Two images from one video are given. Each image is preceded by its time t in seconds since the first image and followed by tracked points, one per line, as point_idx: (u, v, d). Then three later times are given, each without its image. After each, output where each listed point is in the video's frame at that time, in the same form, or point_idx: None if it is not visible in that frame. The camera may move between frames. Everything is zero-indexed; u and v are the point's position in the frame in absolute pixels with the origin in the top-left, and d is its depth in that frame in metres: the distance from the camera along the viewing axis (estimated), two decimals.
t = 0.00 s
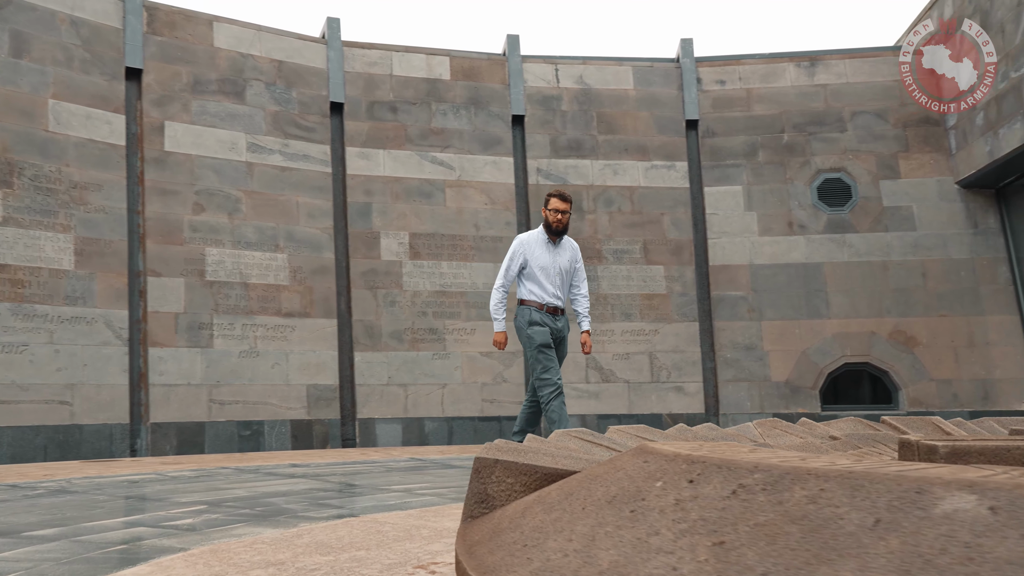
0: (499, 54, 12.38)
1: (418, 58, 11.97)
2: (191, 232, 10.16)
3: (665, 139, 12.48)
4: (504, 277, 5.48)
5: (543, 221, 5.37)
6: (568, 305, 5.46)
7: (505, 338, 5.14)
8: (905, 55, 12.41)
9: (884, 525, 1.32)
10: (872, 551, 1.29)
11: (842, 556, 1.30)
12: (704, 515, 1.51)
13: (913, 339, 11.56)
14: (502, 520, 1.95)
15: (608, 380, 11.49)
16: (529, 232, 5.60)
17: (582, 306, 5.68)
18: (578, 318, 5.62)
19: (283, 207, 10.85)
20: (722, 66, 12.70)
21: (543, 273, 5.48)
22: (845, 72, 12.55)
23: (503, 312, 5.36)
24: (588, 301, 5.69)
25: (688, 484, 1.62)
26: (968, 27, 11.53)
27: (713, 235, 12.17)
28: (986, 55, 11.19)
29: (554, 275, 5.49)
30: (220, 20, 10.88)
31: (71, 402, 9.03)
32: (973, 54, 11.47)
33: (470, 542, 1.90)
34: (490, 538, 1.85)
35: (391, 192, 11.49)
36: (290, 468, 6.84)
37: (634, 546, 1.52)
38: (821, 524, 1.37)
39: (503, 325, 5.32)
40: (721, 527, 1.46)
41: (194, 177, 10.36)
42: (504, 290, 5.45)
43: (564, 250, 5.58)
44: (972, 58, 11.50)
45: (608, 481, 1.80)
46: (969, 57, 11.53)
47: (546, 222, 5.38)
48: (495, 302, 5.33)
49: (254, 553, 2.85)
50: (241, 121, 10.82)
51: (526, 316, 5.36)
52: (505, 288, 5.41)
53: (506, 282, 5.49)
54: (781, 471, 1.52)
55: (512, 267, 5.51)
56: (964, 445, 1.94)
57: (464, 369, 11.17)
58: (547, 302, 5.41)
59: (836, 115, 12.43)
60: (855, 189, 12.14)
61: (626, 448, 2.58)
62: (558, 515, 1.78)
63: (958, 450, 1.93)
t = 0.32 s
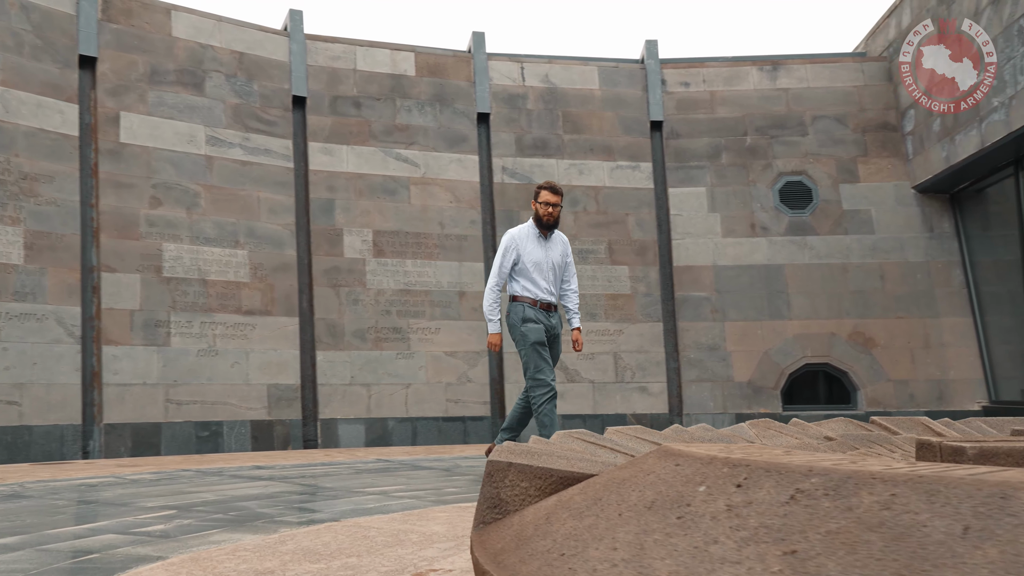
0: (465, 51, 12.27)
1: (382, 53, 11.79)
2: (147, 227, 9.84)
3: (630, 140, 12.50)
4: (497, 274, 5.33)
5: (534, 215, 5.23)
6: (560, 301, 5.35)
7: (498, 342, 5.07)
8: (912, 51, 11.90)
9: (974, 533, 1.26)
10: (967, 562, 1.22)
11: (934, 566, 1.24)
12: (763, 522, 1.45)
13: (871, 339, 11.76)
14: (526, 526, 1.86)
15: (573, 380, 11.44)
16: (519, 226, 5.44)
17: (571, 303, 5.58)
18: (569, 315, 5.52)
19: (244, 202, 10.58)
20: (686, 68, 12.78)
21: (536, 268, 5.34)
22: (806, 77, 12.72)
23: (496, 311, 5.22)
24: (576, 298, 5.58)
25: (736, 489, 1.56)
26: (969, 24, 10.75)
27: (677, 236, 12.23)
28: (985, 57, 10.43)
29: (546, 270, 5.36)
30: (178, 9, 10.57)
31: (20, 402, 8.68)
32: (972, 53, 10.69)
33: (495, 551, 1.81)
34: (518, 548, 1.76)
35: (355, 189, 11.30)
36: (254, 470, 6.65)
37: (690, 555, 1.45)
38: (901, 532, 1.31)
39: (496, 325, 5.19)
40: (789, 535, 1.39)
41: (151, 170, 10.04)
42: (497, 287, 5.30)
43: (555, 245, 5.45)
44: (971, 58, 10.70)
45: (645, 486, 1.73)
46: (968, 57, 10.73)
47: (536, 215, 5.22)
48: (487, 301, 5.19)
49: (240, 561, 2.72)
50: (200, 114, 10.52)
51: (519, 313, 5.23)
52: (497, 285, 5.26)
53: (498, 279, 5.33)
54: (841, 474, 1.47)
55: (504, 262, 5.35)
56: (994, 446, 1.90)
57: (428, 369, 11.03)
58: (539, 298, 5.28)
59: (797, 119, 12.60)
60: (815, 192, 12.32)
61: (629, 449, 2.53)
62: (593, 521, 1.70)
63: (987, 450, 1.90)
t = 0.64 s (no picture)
0: (430, 48, 12.13)
1: (346, 48, 11.60)
2: (101, 221, 9.51)
3: (594, 141, 12.50)
4: (491, 266, 5.08)
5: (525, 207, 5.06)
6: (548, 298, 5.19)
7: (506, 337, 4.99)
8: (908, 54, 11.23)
9: None
10: None
11: None
12: (828, 531, 1.36)
13: (830, 341, 11.94)
14: (551, 535, 1.77)
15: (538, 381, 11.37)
16: (511, 217, 5.24)
17: (556, 298, 5.43)
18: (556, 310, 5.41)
19: (203, 197, 10.29)
20: (651, 70, 12.83)
21: (527, 262, 5.16)
22: (768, 81, 12.88)
23: (495, 306, 5.02)
24: (563, 292, 5.43)
25: (789, 497, 1.48)
26: (966, 23, 10.14)
27: (641, 237, 12.26)
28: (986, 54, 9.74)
29: (537, 264, 5.18)
30: None
31: None
32: (970, 52, 10.04)
33: (522, 563, 1.72)
34: (550, 559, 1.66)
35: (317, 185, 11.09)
36: (217, 473, 6.46)
37: (752, 568, 1.36)
38: (989, 542, 1.21)
39: (500, 319, 5.01)
40: (863, 545, 1.30)
41: (105, 163, 9.71)
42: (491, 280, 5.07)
43: (546, 238, 5.28)
44: (971, 57, 10.01)
45: (682, 494, 1.65)
46: (967, 55, 10.05)
47: (528, 207, 5.10)
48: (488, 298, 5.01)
49: (224, 572, 2.59)
50: (157, 105, 10.21)
51: (509, 310, 5.04)
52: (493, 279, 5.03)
53: (492, 272, 5.10)
54: (905, 482, 1.39)
55: (499, 255, 5.10)
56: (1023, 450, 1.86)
57: (391, 369, 10.87)
58: (530, 294, 5.11)
59: (759, 123, 12.75)
60: (776, 195, 12.47)
61: (634, 454, 2.47)
62: (630, 530, 1.61)
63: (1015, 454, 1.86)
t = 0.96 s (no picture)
0: (387, 44, 11.96)
1: (301, 41, 11.35)
2: (44, 215, 9.12)
3: (553, 141, 12.47)
4: (480, 258, 4.89)
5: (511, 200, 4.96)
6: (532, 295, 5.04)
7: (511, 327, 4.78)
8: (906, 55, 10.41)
9: None
10: None
11: None
12: (896, 543, 1.28)
13: (783, 342, 12.13)
14: (577, 547, 1.70)
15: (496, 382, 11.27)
16: (497, 211, 5.08)
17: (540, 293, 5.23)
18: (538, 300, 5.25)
19: (152, 191, 9.95)
20: (609, 71, 12.87)
21: (513, 258, 5.00)
22: (724, 85, 13.03)
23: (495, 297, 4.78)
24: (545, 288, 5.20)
25: (840, 506, 1.40)
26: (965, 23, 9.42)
27: (599, 238, 12.28)
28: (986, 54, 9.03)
29: (523, 260, 5.03)
30: None
31: None
32: (969, 51, 9.32)
33: None
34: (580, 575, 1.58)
35: (271, 181, 10.82)
36: (171, 477, 6.22)
37: None
38: None
39: (501, 310, 4.78)
40: (938, 559, 1.22)
41: (49, 154, 9.32)
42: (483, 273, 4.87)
43: (532, 234, 5.14)
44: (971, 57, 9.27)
45: (719, 503, 1.58)
46: (966, 55, 9.33)
47: (514, 201, 5.01)
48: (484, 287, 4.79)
49: None
50: (103, 95, 9.83)
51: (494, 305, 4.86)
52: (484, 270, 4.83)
53: (482, 264, 4.89)
54: (965, 489, 1.30)
55: (487, 248, 4.92)
56: None
57: (347, 369, 10.66)
58: (513, 290, 4.96)
59: (715, 126, 12.88)
60: (732, 198, 12.62)
61: (635, 459, 2.41)
62: (668, 542, 1.54)
63: None
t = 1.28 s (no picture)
0: (340, 38, 11.73)
1: (251, 32, 11.05)
2: None
3: (507, 140, 12.40)
4: (464, 254, 4.76)
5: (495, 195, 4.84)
6: (515, 294, 4.97)
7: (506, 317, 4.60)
8: (904, 54, 9.70)
9: None
10: None
11: None
12: (964, 552, 1.22)
13: (732, 344, 12.30)
14: (601, 555, 1.65)
15: (448, 382, 11.13)
16: (481, 206, 4.97)
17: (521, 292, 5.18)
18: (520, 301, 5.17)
19: (92, 183, 9.55)
20: (563, 72, 12.87)
21: (495, 255, 4.92)
22: (676, 89, 13.14)
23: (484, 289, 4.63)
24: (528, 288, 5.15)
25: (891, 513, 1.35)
26: (965, 22, 8.82)
27: (553, 239, 12.26)
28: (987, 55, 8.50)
29: (506, 258, 4.95)
30: None
31: None
32: (969, 51, 8.73)
33: None
34: None
35: (218, 175, 10.51)
36: (117, 482, 5.96)
37: None
38: None
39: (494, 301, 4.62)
40: (1012, 567, 1.15)
41: None
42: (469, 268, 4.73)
43: (515, 231, 5.03)
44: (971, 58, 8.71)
45: (755, 510, 1.52)
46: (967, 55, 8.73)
47: (498, 197, 4.87)
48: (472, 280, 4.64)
49: None
50: (41, 82, 9.41)
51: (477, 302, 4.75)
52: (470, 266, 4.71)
53: (467, 258, 4.76)
54: None
55: (470, 244, 4.81)
56: None
57: (297, 369, 10.41)
58: (494, 289, 4.88)
59: (667, 130, 12.99)
60: (683, 201, 12.74)
61: (633, 463, 2.38)
62: (706, 550, 1.49)
63: None
